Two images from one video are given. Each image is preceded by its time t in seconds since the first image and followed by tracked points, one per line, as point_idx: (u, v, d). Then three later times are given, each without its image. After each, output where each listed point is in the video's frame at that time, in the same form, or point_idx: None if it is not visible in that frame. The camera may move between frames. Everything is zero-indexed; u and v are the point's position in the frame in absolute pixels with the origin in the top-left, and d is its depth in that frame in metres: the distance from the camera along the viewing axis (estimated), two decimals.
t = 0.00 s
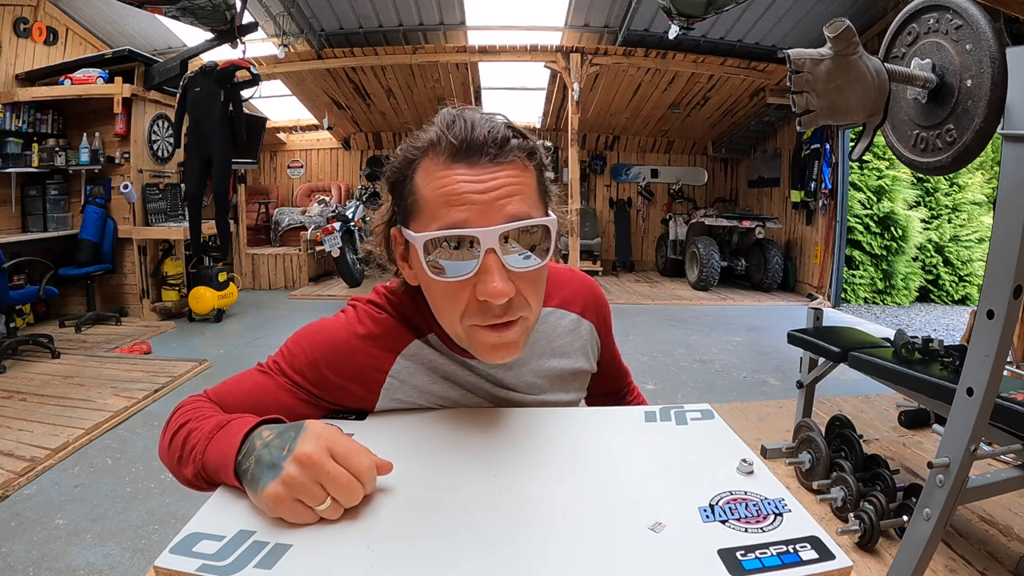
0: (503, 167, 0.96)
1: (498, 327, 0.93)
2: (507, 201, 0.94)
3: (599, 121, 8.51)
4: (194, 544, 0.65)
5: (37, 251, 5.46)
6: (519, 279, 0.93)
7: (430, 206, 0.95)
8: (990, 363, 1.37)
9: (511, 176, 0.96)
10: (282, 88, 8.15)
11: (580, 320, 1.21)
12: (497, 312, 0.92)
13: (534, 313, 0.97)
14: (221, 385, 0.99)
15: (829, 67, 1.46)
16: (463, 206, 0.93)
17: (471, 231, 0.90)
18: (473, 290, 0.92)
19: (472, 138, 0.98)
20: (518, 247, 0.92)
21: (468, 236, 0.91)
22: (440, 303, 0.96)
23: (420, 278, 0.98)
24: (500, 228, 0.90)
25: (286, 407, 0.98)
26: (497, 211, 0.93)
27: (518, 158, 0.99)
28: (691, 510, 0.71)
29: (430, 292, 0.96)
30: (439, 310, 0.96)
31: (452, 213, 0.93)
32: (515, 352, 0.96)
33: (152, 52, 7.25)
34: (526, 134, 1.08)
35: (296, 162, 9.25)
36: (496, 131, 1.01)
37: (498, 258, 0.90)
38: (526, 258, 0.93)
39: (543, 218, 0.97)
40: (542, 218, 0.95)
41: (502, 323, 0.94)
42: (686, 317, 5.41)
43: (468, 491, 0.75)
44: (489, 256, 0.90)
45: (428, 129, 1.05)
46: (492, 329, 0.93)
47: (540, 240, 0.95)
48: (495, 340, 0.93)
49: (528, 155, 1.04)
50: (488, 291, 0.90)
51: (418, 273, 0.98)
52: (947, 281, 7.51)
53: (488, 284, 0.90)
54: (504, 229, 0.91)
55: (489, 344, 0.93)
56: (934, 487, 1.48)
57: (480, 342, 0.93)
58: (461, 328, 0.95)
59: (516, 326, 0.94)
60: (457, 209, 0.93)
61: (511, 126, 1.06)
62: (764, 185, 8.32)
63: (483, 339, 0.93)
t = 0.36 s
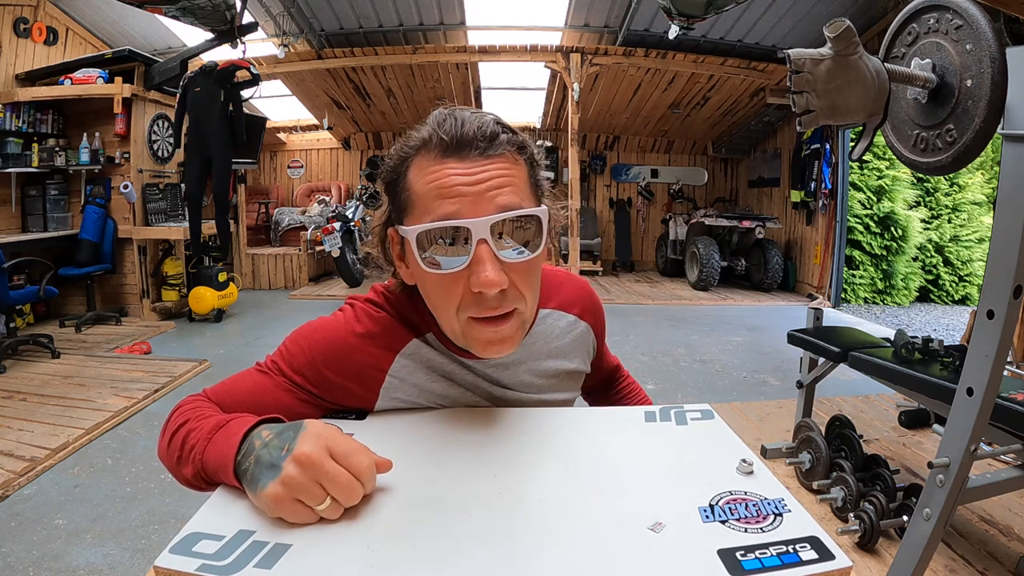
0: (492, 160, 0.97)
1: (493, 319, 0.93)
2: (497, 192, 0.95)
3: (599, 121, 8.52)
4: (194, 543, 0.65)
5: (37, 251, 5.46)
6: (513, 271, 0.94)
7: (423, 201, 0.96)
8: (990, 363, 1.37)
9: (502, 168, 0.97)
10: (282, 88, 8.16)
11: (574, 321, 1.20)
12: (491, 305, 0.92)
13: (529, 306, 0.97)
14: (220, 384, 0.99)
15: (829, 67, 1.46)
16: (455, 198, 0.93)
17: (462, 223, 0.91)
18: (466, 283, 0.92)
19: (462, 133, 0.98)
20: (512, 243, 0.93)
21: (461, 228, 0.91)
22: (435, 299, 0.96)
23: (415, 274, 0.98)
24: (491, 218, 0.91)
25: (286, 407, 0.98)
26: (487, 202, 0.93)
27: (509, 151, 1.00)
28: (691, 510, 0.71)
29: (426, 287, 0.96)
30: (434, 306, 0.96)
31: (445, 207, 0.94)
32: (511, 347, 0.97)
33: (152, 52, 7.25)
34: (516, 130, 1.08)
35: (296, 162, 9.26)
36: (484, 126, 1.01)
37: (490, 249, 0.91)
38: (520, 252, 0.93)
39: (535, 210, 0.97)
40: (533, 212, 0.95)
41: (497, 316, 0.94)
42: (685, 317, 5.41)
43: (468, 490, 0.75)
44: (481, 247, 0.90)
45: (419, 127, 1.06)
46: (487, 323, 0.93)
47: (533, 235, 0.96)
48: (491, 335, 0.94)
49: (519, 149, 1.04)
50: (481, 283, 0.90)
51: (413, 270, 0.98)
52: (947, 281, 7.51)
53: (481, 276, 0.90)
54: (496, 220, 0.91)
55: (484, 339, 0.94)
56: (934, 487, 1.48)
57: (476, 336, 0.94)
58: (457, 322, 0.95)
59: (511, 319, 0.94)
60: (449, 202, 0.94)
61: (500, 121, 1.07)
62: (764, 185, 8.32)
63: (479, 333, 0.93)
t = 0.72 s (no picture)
0: (492, 150, 0.99)
1: (493, 304, 0.93)
2: (496, 179, 0.96)
3: (599, 121, 8.52)
4: (194, 543, 0.65)
5: (37, 251, 5.46)
6: (510, 257, 0.94)
7: (424, 188, 0.98)
8: (990, 363, 1.37)
9: (501, 158, 0.99)
10: (282, 88, 8.16)
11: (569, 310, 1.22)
12: (490, 291, 0.92)
13: (529, 292, 0.97)
14: (216, 382, 0.98)
15: (829, 67, 1.45)
16: (456, 185, 0.95)
17: (463, 210, 0.91)
18: (466, 269, 0.92)
19: (464, 122, 1.01)
20: (512, 233, 0.94)
21: (461, 214, 0.92)
22: (435, 287, 0.96)
23: (416, 261, 0.98)
24: (491, 205, 0.91)
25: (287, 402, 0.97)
26: (487, 189, 0.95)
27: (508, 142, 1.02)
28: (691, 510, 0.71)
29: (426, 275, 0.96)
30: (434, 293, 0.96)
31: (448, 192, 0.95)
32: (512, 331, 0.96)
33: (152, 52, 7.24)
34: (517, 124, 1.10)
35: (296, 162, 9.26)
36: (483, 119, 1.03)
37: (488, 232, 0.91)
38: (520, 242, 0.94)
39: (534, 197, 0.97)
40: (532, 200, 0.96)
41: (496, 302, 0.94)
42: (685, 317, 5.41)
43: (469, 489, 0.75)
44: (480, 233, 0.91)
45: (420, 122, 1.08)
46: (487, 308, 0.93)
47: (532, 225, 0.96)
48: (491, 319, 0.94)
49: (518, 142, 1.06)
50: (481, 266, 0.90)
51: (413, 256, 0.98)
52: (947, 281, 7.51)
53: (480, 259, 0.90)
54: (496, 204, 0.92)
55: (484, 323, 0.94)
56: (934, 487, 1.48)
57: (476, 321, 0.94)
58: (458, 308, 0.94)
59: (510, 304, 0.94)
60: (450, 187, 0.95)
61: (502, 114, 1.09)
62: (764, 185, 8.32)
63: (479, 318, 0.94)
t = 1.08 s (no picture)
0: (509, 157, 0.98)
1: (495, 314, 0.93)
2: (512, 189, 0.95)
3: (599, 121, 8.51)
4: (193, 543, 0.65)
5: (37, 251, 5.46)
6: (519, 268, 0.93)
7: (438, 189, 0.98)
8: (990, 363, 1.37)
9: (517, 167, 0.98)
10: (282, 88, 8.15)
11: (565, 316, 1.21)
12: (496, 299, 0.92)
13: (534, 306, 0.96)
14: (217, 383, 0.97)
15: (829, 67, 1.46)
16: (469, 189, 0.95)
17: (474, 215, 0.91)
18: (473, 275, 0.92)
19: (484, 127, 1.01)
20: (523, 242, 0.93)
21: (473, 220, 0.91)
22: (439, 292, 0.96)
23: (422, 262, 0.98)
24: (503, 213, 0.91)
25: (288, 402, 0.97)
26: (502, 198, 0.94)
27: (528, 150, 1.01)
28: (691, 511, 0.71)
29: (430, 278, 0.96)
30: (437, 297, 0.96)
31: (460, 196, 0.95)
32: (512, 343, 0.96)
33: (152, 52, 7.24)
34: (537, 132, 1.11)
35: (296, 162, 9.26)
36: (505, 123, 1.04)
37: (497, 242, 0.91)
38: (530, 252, 0.93)
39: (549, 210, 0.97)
40: (546, 211, 0.95)
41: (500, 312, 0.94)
42: (685, 317, 5.40)
43: (470, 491, 0.75)
44: (490, 240, 0.91)
45: (443, 118, 1.08)
46: (489, 317, 0.93)
47: (545, 235, 0.96)
48: (492, 329, 0.94)
49: (537, 150, 1.07)
50: (487, 275, 0.89)
51: (420, 257, 0.98)
52: (947, 281, 7.51)
53: (487, 268, 0.90)
54: (507, 215, 0.92)
55: (484, 332, 0.94)
56: (934, 487, 1.48)
57: (477, 329, 0.94)
58: (459, 314, 0.94)
59: (514, 315, 0.94)
60: (463, 191, 0.95)
61: (523, 123, 1.09)
62: (764, 185, 8.32)
63: (481, 326, 0.93)
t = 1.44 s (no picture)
0: (518, 159, 0.98)
1: (498, 318, 0.93)
2: (520, 192, 0.95)
3: (599, 121, 8.51)
4: (194, 543, 0.65)
5: (37, 251, 5.46)
6: (523, 272, 0.93)
7: (445, 190, 0.98)
8: (990, 362, 1.37)
9: (526, 169, 0.98)
10: (282, 88, 8.15)
11: (568, 318, 1.20)
12: (500, 302, 0.92)
13: (537, 311, 0.96)
14: (217, 383, 0.96)
15: (829, 67, 1.46)
16: (477, 191, 0.95)
17: (481, 217, 0.91)
18: (478, 278, 0.92)
19: (494, 128, 1.01)
20: (529, 245, 0.93)
21: (480, 223, 0.92)
22: (445, 293, 0.95)
23: (428, 264, 0.98)
24: (511, 217, 0.91)
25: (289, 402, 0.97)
26: (508, 201, 0.94)
27: (537, 153, 1.02)
28: (691, 510, 0.71)
29: (435, 278, 0.96)
30: (441, 298, 0.96)
31: (467, 198, 0.95)
32: (514, 349, 0.95)
33: (152, 52, 7.24)
34: (546, 135, 1.11)
35: (296, 162, 9.25)
36: (515, 126, 1.04)
37: (503, 246, 0.91)
38: (536, 256, 0.93)
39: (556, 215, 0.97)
40: (553, 214, 0.95)
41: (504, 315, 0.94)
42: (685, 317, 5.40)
43: (470, 492, 0.75)
44: (496, 243, 0.91)
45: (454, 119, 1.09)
46: (494, 321, 0.93)
47: (552, 238, 0.96)
48: (494, 334, 0.93)
49: (546, 154, 1.06)
50: (494, 278, 0.90)
51: (425, 258, 0.98)
52: (947, 281, 7.51)
53: (493, 270, 0.90)
54: (514, 219, 0.92)
55: (488, 336, 0.93)
56: (934, 487, 1.48)
57: (481, 333, 0.94)
58: (463, 317, 0.94)
59: (518, 320, 0.93)
60: (471, 194, 0.95)
61: (532, 125, 1.09)
62: (764, 185, 8.32)
63: (484, 331, 0.93)
